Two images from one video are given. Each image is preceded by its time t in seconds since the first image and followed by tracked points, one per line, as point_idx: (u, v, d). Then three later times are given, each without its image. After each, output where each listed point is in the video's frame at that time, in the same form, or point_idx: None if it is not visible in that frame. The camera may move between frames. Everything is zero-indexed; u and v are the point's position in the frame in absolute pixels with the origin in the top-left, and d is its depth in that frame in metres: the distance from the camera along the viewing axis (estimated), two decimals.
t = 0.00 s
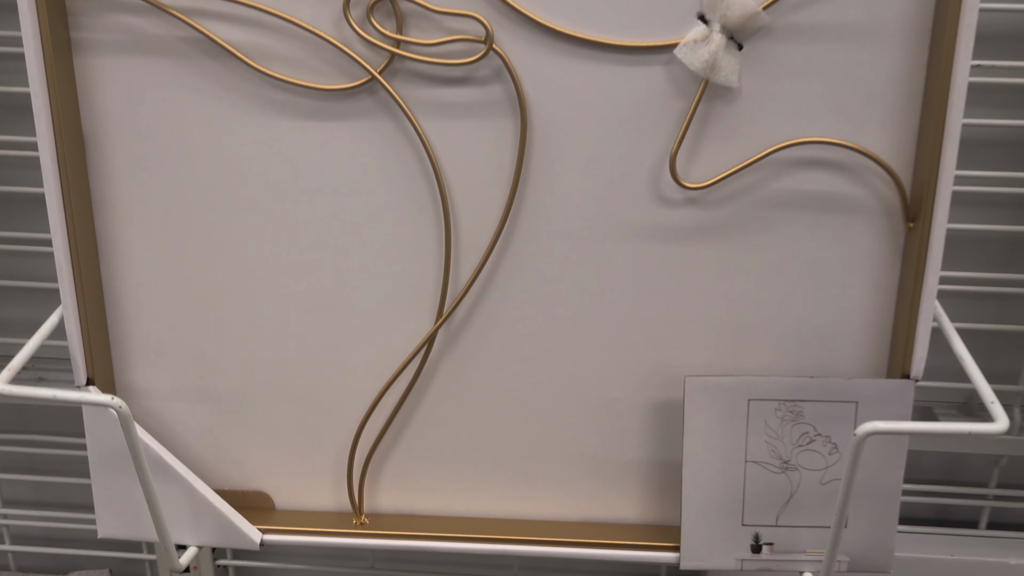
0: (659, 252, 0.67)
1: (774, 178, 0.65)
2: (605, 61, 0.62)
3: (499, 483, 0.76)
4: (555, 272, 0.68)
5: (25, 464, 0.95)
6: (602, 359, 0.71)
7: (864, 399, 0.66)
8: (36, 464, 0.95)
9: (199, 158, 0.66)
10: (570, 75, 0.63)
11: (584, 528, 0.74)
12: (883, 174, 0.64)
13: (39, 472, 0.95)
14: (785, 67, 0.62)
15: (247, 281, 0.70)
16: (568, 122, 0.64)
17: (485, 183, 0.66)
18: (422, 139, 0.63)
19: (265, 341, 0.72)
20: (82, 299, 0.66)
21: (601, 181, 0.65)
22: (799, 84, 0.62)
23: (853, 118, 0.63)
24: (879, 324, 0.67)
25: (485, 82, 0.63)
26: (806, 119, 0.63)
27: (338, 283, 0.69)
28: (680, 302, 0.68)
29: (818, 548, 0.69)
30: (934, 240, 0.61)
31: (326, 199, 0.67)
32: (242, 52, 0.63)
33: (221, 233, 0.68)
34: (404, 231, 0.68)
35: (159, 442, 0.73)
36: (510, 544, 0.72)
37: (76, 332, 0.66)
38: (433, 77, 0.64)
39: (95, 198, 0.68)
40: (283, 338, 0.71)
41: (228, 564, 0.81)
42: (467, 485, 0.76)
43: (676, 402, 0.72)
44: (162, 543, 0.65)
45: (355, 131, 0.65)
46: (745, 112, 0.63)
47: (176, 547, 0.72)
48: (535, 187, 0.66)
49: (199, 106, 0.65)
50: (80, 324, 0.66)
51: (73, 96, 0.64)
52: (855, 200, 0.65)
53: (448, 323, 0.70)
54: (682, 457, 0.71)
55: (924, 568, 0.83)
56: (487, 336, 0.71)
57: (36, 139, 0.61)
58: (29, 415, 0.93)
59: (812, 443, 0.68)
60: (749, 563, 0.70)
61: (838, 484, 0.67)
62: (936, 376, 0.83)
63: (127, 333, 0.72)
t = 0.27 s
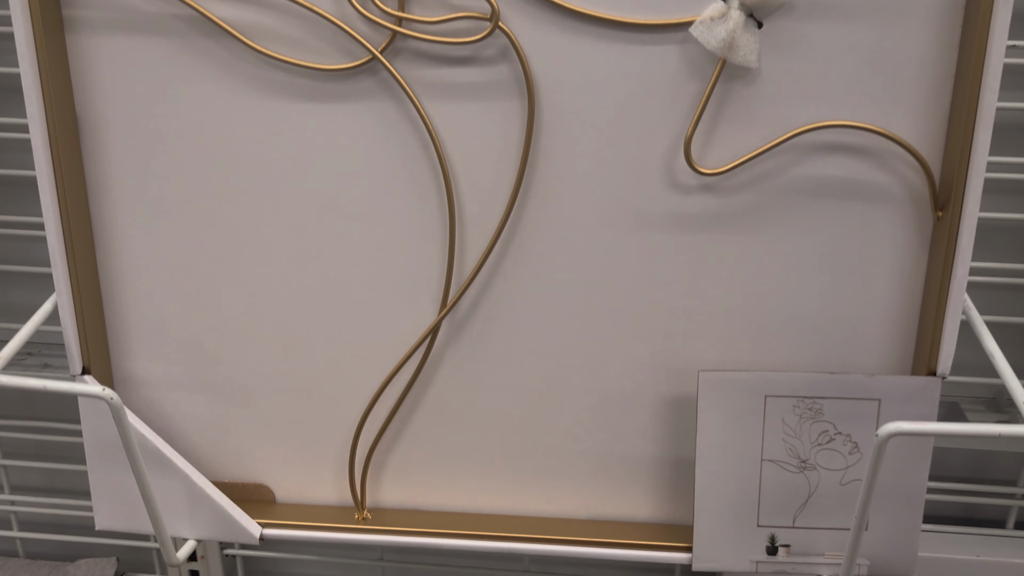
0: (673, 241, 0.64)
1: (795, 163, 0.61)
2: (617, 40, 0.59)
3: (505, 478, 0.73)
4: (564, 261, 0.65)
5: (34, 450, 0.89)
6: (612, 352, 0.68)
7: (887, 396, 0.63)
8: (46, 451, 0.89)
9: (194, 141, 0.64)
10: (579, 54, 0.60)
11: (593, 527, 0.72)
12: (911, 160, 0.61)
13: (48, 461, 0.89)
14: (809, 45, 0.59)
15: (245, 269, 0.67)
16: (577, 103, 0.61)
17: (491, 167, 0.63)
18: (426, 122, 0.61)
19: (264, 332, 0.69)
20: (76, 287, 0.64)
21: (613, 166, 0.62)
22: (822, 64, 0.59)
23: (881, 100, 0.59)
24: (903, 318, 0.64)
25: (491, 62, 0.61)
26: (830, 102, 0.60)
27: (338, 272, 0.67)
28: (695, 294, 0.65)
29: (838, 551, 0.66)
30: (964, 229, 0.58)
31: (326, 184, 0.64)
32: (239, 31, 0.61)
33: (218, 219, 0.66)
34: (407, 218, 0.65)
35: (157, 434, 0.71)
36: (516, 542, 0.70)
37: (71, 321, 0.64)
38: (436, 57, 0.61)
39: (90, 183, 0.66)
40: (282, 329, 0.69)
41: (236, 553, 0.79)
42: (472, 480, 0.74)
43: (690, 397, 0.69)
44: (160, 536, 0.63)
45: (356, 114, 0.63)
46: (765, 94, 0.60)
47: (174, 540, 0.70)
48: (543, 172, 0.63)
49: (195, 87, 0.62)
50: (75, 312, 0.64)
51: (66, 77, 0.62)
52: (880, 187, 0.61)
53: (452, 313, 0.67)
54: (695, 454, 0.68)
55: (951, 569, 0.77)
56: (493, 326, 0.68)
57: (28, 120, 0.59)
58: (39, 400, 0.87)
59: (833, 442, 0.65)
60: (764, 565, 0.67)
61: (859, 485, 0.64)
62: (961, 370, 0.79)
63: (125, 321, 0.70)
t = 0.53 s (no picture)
0: (679, 232, 0.63)
1: (806, 152, 0.60)
2: (622, 26, 0.58)
3: (508, 472, 0.73)
4: (567, 253, 0.64)
5: (44, 437, 0.88)
6: (616, 345, 0.67)
7: (897, 392, 0.61)
8: (56, 437, 0.88)
9: (193, 129, 0.63)
10: (583, 40, 0.58)
11: (596, 522, 0.71)
12: (925, 151, 0.59)
13: (58, 448, 0.88)
14: (821, 30, 0.57)
15: (245, 259, 0.67)
16: (581, 91, 0.59)
17: (493, 156, 0.62)
18: (426, 110, 0.60)
19: (264, 323, 0.69)
20: (76, 276, 0.64)
21: (618, 155, 0.61)
22: (835, 50, 0.57)
23: (895, 89, 0.57)
24: (916, 312, 0.62)
25: (493, 48, 0.59)
26: (842, 90, 0.58)
27: (338, 262, 0.66)
28: (702, 286, 0.64)
29: (845, 551, 0.65)
30: (979, 222, 0.56)
31: (326, 173, 0.64)
32: (237, 17, 0.60)
33: (218, 209, 0.65)
34: (408, 207, 0.64)
35: (158, 423, 0.71)
36: (518, 536, 0.69)
37: (70, 310, 0.64)
38: (437, 43, 0.60)
39: (90, 171, 0.65)
40: (282, 319, 0.68)
41: (244, 542, 0.78)
42: (474, 473, 0.73)
43: (695, 392, 0.67)
44: (159, 526, 0.62)
45: (356, 102, 0.61)
46: (775, 81, 0.58)
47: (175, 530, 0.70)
48: (547, 162, 0.62)
49: (194, 73, 0.62)
50: (75, 302, 0.64)
51: (65, 64, 0.62)
52: (893, 178, 0.60)
53: (454, 304, 0.66)
54: (700, 450, 0.67)
55: (963, 567, 0.75)
56: (495, 319, 0.67)
57: (25, 107, 0.59)
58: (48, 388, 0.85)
59: (841, 439, 0.63)
60: (770, 563, 0.66)
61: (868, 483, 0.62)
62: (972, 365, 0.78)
63: (126, 310, 0.70)
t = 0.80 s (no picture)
0: (679, 232, 0.63)
1: (806, 153, 0.59)
2: (622, 25, 0.58)
3: (508, 469, 0.73)
4: (567, 252, 0.64)
5: (58, 429, 0.89)
6: (615, 344, 0.67)
7: (897, 394, 0.61)
8: (70, 430, 0.88)
9: (197, 127, 0.64)
10: (582, 40, 0.58)
11: (596, 520, 0.71)
12: (927, 152, 0.58)
13: (71, 439, 0.89)
14: (821, 30, 0.56)
15: (247, 255, 0.67)
16: (580, 91, 0.60)
17: (493, 155, 0.62)
18: (426, 108, 0.60)
19: (266, 320, 0.69)
20: (82, 272, 0.65)
21: (617, 154, 0.61)
22: (835, 49, 0.57)
23: (896, 89, 0.57)
24: (917, 313, 0.62)
25: (492, 48, 0.59)
26: (843, 90, 0.58)
27: (339, 260, 0.67)
28: (701, 286, 0.64)
29: (844, 552, 0.65)
30: (980, 224, 0.56)
31: (327, 172, 0.64)
32: (239, 16, 0.60)
33: (221, 206, 0.66)
34: (408, 205, 0.64)
35: (162, 417, 0.72)
36: (518, 534, 0.70)
37: (76, 305, 0.65)
38: (437, 43, 0.60)
39: (96, 168, 0.66)
40: (284, 317, 0.69)
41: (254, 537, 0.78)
42: (474, 470, 0.73)
43: (694, 392, 0.67)
44: (162, 519, 0.63)
45: (357, 100, 0.62)
46: (775, 81, 0.58)
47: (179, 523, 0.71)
48: (546, 161, 0.62)
49: (197, 72, 0.62)
50: (80, 297, 0.65)
51: (71, 62, 0.62)
52: (894, 179, 0.59)
53: (454, 302, 0.67)
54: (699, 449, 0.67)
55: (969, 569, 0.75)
56: (495, 317, 0.67)
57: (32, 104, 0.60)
58: (63, 382, 0.86)
59: (840, 440, 0.63)
60: (769, 564, 0.66)
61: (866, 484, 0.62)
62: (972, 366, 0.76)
63: (131, 305, 0.70)
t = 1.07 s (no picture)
0: (675, 237, 0.63)
1: (798, 160, 0.61)
2: (617, 33, 0.59)
3: (507, 469, 0.74)
4: (565, 256, 0.65)
5: (71, 427, 0.91)
6: (612, 346, 0.68)
7: (889, 398, 0.62)
8: (82, 428, 0.90)
9: (203, 132, 0.65)
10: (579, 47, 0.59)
11: (593, 521, 0.72)
12: (919, 159, 0.59)
13: (84, 438, 0.90)
14: (813, 38, 0.58)
15: (251, 257, 0.69)
16: (577, 97, 0.61)
17: (492, 159, 0.63)
18: (426, 114, 0.61)
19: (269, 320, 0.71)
20: (91, 273, 0.66)
21: (614, 160, 0.62)
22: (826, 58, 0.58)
23: (886, 97, 0.58)
24: (909, 318, 0.63)
25: (491, 55, 0.61)
26: (834, 98, 0.59)
27: (341, 262, 0.68)
28: (697, 289, 0.65)
29: (837, 554, 0.65)
30: (971, 230, 0.57)
31: (329, 175, 0.65)
32: (244, 24, 0.62)
33: (225, 209, 0.67)
34: (409, 209, 0.65)
35: (168, 415, 0.73)
36: (516, 533, 0.71)
37: (85, 305, 0.66)
38: (437, 50, 0.61)
39: (105, 172, 0.68)
40: (286, 317, 0.70)
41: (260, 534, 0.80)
42: (473, 469, 0.74)
43: (690, 394, 0.68)
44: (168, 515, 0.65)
45: (358, 106, 0.63)
46: (768, 89, 0.59)
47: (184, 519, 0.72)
48: (544, 165, 0.63)
49: (203, 78, 0.64)
50: (89, 297, 0.66)
51: (81, 68, 0.64)
52: (886, 185, 0.60)
53: (454, 304, 0.68)
54: (693, 451, 0.68)
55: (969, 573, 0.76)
56: (494, 319, 0.68)
57: (43, 108, 0.61)
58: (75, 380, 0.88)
59: (833, 443, 0.64)
60: (763, 565, 0.66)
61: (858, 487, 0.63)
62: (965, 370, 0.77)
63: (139, 305, 0.72)
